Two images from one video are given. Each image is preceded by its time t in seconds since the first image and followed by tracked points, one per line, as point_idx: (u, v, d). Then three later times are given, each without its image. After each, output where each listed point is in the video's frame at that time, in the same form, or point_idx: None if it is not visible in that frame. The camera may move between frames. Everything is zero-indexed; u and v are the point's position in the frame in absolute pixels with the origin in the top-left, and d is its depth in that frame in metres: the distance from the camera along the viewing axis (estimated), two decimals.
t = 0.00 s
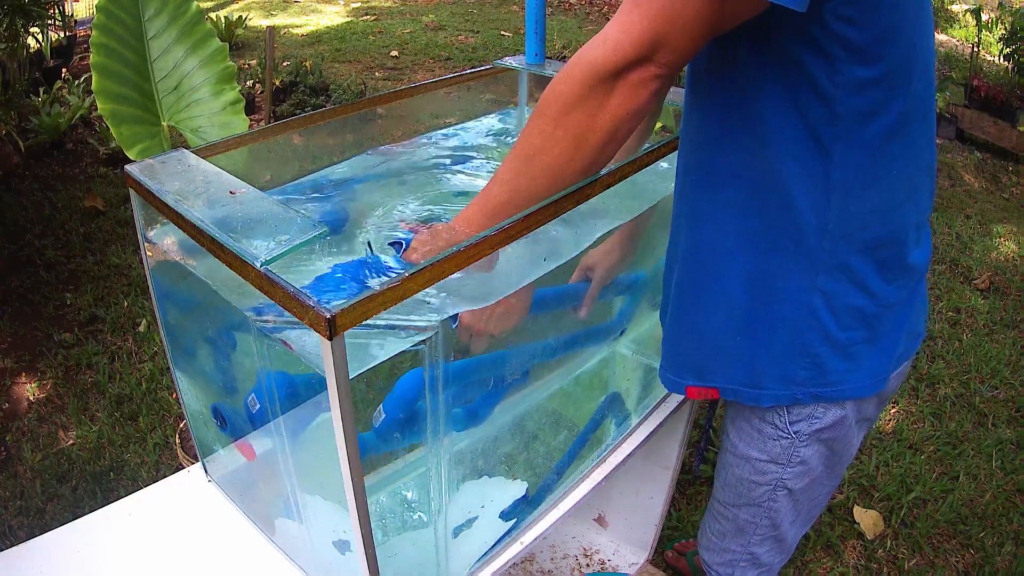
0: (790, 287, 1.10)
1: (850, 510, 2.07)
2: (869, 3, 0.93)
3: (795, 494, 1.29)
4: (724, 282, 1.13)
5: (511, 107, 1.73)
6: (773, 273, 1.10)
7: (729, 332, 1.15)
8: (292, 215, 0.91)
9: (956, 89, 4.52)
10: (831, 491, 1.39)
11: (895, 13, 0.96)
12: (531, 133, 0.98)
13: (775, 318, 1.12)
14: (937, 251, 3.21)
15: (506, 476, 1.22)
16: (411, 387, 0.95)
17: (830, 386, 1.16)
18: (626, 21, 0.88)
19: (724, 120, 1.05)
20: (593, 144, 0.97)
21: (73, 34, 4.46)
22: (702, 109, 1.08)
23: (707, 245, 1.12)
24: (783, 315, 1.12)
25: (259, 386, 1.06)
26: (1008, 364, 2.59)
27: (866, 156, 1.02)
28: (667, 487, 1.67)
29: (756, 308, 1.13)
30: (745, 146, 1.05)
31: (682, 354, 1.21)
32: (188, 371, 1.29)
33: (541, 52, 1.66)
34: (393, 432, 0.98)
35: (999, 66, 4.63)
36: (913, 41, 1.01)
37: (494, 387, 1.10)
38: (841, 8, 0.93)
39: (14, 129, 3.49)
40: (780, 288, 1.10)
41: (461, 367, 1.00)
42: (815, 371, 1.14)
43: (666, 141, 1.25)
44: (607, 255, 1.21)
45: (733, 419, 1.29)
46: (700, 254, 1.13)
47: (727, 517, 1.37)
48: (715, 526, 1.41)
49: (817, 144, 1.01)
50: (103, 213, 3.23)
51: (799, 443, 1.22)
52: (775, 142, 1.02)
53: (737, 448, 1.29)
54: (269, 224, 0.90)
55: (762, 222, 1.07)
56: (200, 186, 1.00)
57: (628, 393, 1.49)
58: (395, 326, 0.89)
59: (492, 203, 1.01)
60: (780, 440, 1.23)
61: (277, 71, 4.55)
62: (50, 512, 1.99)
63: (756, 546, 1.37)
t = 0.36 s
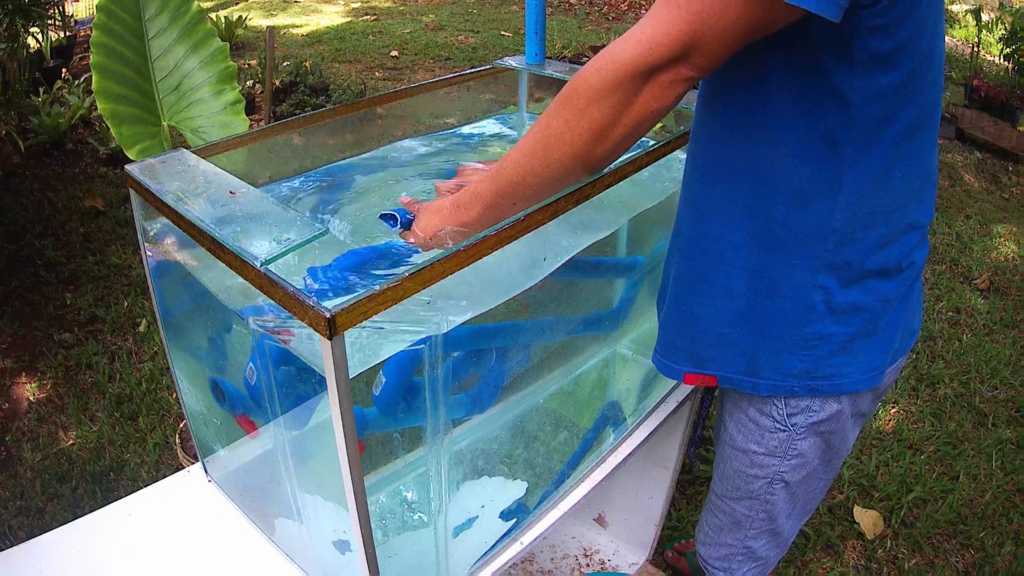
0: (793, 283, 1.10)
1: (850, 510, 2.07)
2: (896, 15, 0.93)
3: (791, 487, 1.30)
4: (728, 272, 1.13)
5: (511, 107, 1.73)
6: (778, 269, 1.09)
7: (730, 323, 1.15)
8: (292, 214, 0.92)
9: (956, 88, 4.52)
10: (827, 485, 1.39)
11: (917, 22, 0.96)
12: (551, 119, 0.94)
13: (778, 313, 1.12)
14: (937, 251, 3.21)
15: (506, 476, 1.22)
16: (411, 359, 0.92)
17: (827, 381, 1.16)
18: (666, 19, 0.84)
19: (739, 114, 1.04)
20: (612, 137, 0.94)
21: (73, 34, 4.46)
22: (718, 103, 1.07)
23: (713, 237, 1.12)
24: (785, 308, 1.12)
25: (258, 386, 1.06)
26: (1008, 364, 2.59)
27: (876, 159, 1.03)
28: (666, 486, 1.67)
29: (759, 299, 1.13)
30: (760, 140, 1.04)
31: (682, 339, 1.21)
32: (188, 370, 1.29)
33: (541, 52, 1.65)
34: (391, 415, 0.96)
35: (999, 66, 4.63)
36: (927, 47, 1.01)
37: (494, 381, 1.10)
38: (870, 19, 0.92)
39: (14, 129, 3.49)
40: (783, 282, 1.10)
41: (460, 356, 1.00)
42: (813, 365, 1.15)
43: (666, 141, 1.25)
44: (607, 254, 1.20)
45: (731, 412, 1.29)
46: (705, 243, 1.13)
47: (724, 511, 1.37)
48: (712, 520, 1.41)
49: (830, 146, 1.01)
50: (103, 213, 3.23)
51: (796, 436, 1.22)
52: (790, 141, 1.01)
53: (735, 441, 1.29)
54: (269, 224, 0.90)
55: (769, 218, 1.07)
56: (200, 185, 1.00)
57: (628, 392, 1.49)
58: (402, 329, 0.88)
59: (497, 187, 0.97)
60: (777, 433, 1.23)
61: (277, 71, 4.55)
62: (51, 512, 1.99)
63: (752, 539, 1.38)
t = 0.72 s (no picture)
0: (814, 292, 1.10)
1: (850, 509, 2.07)
2: (907, 24, 0.95)
3: (807, 488, 1.30)
4: (750, 283, 1.13)
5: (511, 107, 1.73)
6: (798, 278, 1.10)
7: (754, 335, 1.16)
8: (292, 214, 0.91)
9: (956, 88, 4.52)
10: (841, 485, 1.40)
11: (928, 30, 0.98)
12: (545, 121, 0.95)
13: (799, 322, 1.13)
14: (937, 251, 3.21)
15: (506, 476, 1.22)
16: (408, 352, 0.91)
17: (849, 386, 1.17)
18: (661, 26, 0.84)
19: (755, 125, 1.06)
20: (611, 139, 0.95)
21: (73, 34, 4.46)
22: (734, 117, 1.09)
23: (736, 249, 1.13)
24: (806, 317, 1.12)
25: (258, 386, 1.06)
26: (1009, 364, 2.59)
27: (891, 163, 1.04)
28: (666, 486, 1.67)
29: (780, 310, 1.13)
30: (776, 151, 1.05)
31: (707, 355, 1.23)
32: (188, 370, 1.29)
33: (541, 52, 1.66)
34: (387, 410, 0.95)
35: (999, 67, 4.63)
36: (940, 53, 1.03)
37: (494, 381, 1.09)
38: (881, 28, 0.94)
39: (14, 129, 3.50)
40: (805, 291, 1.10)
41: (462, 356, 1.00)
42: (834, 372, 1.15)
43: (667, 140, 1.25)
44: (607, 254, 1.20)
45: (745, 414, 1.29)
46: (728, 255, 1.14)
47: (738, 512, 1.37)
48: (725, 521, 1.41)
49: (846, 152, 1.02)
50: (103, 213, 3.24)
51: (813, 437, 1.23)
52: (806, 150, 1.03)
53: (750, 443, 1.29)
54: (269, 224, 0.90)
55: (790, 228, 1.08)
56: (200, 186, 1.00)
57: (628, 392, 1.49)
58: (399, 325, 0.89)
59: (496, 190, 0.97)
60: (795, 434, 1.23)
61: (277, 71, 4.55)
62: (50, 512, 2.00)
63: (766, 539, 1.38)
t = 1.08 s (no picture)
0: (823, 301, 1.11)
1: (850, 509, 2.08)
2: (911, 33, 0.96)
3: (813, 492, 1.30)
4: (760, 296, 1.13)
5: (511, 107, 1.72)
6: (808, 289, 1.10)
7: (763, 350, 1.16)
8: (292, 215, 0.92)
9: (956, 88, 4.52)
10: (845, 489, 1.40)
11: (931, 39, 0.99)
12: (542, 132, 0.94)
13: (808, 332, 1.13)
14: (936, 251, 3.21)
15: (506, 476, 1.22)
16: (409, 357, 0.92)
17: (858, 393, 1.18)
18: (659, 40, 0.84)
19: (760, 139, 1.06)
20: (609, 148, 0.95)
21: (73, 34, 4.46)
22: (740, 128, 1.08)
23: (744, 262, 1.13)
24: (816, 327, 1.13)
25: (257, 386, 1.06)
26: (1009, 364, 2.59)
27: (897, 171, 1.05)
28: (666, 487, 1.67)
29: (790, 322, 1.13)
30: (784, 164, 1.05)
31: (717, 370, 1.23)
32: (188, 371, 1.29)
33: (541, 52, 1.65)
34: (388, 417, 0.96)
35: (999, 67, 4.63)
36: (944, 59, 1.04)
37: (495, 382, 1.09)
38: (887, 37, 0.95)
39: (14, 129, 3.50)
40: (815, 302, 1.11)
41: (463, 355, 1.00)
42: (844, 381, 1.16)
43: (669, 140, 1.25)
44: (607, 254, 1.20)
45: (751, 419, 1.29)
46: (735, 267, 1.14)
47: (742, 515, 1.37)
48: (728, 524, 1.41)
49: (853, 161, 1.03)
50: (103, 213, 3.24)
51: (819, 441, 1.23)
52: (814, 161, 1.03)
53: (756, 448, 1.29)
54: (269, 224, 0.90)
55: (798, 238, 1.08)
56: (200, 186, 1.00)
57: (628, 393, 1.49)
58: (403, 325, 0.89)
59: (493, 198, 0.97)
60: (801, 439, 1.23)
61: (278, 71, 4.55)
62: (50, 511, 2.00)
63: (770, 543, 1.38)
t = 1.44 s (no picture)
0: (827, 294, 1.11)
1: (850, 510, 2.07)
2: (913, 31, 0.96)
3: (816, 490, 1.30)
4: (764, 289, 1.13)
5: (511, 107, 1.72)
6: (812, 282, 1.10)
7: (766, 342, 1.16)
8: (292, 215, 0.91)
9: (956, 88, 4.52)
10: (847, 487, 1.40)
11: (934, 38, 1.00)
12: (550, 132, 0.95)
13: (812, 325, 1.13)
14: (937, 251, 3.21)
15: (506, 476, 1.22)
16: (415, 366, 0.93)
17: (862, 387, 1.17)
18: (664, 43, 0.84)
19: (762, 134, 1.06)
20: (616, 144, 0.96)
21: (73, 34, 4.46)
22: (741, 122, 1.08)
23: (746, 257, 1.13)
24: (820, 321, 1.13)
25: (258, 386, 1.06)
26: (1009, 364, 2.59)
27: (900, 166, 1.05)
28: (666, 486, 1.67)
29: (794, 315, 1.13)
30: (788, 158, 1.05)
31: (716, 361, 1.22)
32: (188, 371, 1.29)
33: (541, 52, 1.66)
34: (392, 421, 0.96)
35: (999, 67, 4.63)
36: (946, 56, 1.04)
37: (495, 383, 1.10)
38: (889, 35, 0.95)
39: (14, 129, 3.50)
40: (819, 295, 1.11)
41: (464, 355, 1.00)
42: (847, 375, 1.16)
43: (670, 140, 1.25)
44: (607, 254, 1.20)
45: (752, 419, 1.29)
46: (737, 261, 1.14)
47: (746, 516, 1.37)
48: (732, 525, 1.41)
49: (857, 156, 1.03)
50: (103, 213, 3.24)
51: (823, 440, 1.23)
52: (818, 155, 1.03)
53: (759, 447, 1.29)
54: (269, 224, 0.90)
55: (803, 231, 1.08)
56: (200, 185, 1.00)
57: (627, 393, 1.48)
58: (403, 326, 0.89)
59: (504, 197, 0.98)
60: (804, 437, 1.23)
61: (278, 71, 4.56)
62: (50, 512, 1.99)
63: (774, 542, 1.38)
